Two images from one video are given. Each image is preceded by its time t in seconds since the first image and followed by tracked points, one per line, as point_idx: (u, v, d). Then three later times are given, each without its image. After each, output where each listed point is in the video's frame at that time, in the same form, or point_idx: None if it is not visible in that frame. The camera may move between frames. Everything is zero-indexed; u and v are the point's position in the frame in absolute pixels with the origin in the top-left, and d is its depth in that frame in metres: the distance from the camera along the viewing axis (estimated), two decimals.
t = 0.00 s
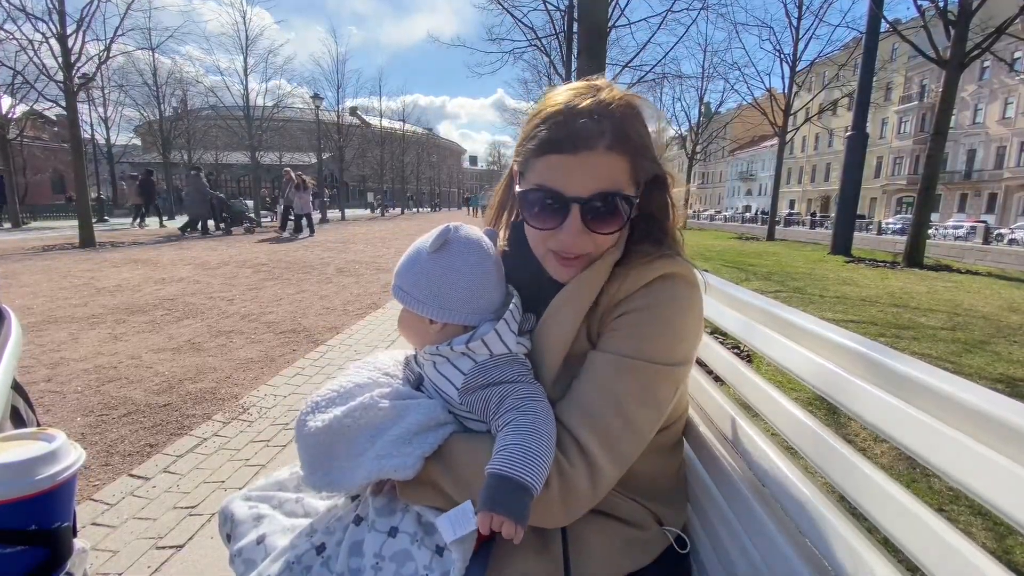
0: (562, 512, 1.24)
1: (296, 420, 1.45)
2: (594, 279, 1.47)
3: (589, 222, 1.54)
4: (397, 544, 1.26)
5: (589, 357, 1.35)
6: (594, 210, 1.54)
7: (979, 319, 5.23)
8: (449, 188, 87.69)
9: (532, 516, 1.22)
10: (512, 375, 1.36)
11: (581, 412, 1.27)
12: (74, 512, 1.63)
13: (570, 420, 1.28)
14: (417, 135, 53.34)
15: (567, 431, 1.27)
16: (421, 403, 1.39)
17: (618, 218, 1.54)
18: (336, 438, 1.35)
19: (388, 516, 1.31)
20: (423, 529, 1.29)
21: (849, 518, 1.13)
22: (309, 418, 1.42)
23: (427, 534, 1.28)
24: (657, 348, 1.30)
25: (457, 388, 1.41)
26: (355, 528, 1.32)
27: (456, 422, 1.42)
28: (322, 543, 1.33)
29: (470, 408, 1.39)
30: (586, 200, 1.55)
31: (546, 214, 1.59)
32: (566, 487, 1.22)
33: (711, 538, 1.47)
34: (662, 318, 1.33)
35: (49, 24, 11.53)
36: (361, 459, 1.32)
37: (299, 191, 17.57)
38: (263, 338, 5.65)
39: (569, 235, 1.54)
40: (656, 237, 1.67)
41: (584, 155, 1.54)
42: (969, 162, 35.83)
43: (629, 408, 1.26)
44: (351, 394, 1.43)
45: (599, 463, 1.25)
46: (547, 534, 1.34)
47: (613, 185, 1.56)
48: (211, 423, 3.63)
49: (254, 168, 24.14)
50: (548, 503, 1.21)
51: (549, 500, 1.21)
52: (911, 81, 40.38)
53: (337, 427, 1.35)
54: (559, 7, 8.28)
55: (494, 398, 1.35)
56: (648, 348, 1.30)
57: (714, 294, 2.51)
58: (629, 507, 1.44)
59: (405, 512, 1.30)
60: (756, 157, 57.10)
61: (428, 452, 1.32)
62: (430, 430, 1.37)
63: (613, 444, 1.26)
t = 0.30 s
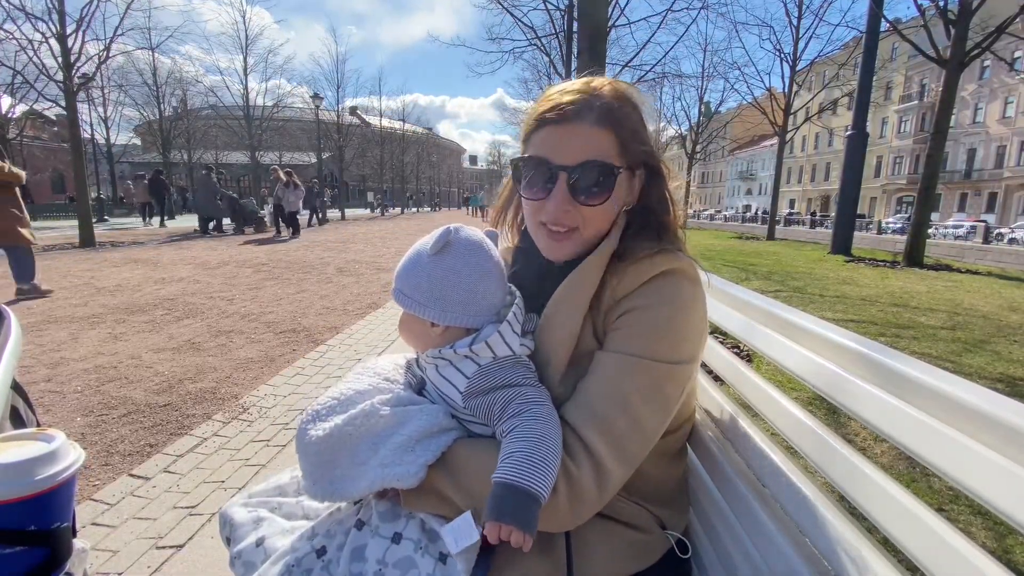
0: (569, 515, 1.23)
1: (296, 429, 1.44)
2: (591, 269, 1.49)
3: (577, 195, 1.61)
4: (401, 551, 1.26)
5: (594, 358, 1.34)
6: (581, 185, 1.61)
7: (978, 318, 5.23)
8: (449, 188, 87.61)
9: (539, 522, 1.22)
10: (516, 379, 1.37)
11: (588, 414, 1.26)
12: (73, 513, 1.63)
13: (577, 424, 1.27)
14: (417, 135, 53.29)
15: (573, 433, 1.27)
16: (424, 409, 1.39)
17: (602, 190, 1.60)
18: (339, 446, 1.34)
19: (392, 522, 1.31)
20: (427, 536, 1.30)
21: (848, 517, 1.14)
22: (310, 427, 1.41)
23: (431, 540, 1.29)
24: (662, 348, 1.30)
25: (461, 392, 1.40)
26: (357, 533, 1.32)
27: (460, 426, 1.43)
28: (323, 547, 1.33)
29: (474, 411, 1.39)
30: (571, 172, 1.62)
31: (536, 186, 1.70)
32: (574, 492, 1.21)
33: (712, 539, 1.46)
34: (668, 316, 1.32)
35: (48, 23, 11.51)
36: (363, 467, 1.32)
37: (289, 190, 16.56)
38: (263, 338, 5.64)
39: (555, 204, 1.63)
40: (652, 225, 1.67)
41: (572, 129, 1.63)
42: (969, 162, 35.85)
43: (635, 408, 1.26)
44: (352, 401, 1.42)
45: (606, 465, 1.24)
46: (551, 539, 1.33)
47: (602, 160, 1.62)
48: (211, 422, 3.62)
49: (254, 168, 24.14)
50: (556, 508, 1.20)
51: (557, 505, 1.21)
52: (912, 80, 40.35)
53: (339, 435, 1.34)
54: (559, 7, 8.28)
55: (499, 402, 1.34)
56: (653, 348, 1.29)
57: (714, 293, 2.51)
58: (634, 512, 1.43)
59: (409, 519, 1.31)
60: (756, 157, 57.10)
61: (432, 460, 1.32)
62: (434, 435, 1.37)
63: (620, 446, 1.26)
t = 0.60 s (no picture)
0: (583, 519, 1.23)
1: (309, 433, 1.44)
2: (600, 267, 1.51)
3: (576, 149, 1.74)
4: (413, 553, 1.27)
5: (606, 359, 1.35)
6: (581, 141, 1.74)
7: (976, 318, 5.26)
8: (449, 188, 87.63)
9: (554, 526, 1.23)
10: (529, 383, 1.37)
11: (600, 417, 1.27)
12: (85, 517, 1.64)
13: (591, 426, 1.27)
14: (416, 136, 53.39)
15: (587, 434, 1.27)
16: (437, 413, 1.39)
17: (595, 145, 1.72)
18: (353, 450, 1.35)
19: (405, 524, 1.32)
20: (440, 537, 1.31)
21: (852, 518, 1.14)
22: (323, 431, 1.41)
23: (443, 542, 1.31)
24: (671, 349, 1.30)
25: (473, 396, 1.40)
26: (369, 533, 1.33)
27: (473, 428, 1.42)
28: (335, 546, 1.34)
29: (486, 414, 1.39)
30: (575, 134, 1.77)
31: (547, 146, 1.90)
32: (589, 496, 1.22)
33: (720, 542, 1.47)
34: (676, 314, 1.33)
35: (46, 24, 11.50)
36: (379, 471, 1.32)
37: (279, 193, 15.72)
38: (264, 339, 5.64)
39: (553, 155, 1.79)
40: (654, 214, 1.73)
41: (585, 104, 1.82)
42: (966, 162, 35.95)
43: (646, 408, 1.27)
44: (364, 404, 1.41)
45: (619, 467, 1.25)
46: (561, 542, 1.33)
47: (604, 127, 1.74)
48: (214, 424, 3.63)
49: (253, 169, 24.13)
50: (572, 513, 1.20)
51: (572, 507, 1.21)
52: (909, 80, 40.43)
53: (352, 440, 1.35)
54: (558, 8, 8.30)
55: (512, 406, 1.34)
56: (663, 348, 1.30)
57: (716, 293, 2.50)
58: (643, 513, 1.44)
59: (422, 522, 1.31)
60: (755, 157, 57.19)
61: (447, 464, 1.32)
62: (448, 439, 1.37)
63: (632, 448, 1.27)
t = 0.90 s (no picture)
0: (576, 520, 1.23)
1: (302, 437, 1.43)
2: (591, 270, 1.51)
3: (563, 158, 1.74)
4: (404, 558, 1.27)
5: (596, 361, 1.35)
6: (568, 150, 1.73)
7: (971, 319, 5.28)
8: (446, 189, 87.70)
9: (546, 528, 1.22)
10: (522, 385, 1.37)
11: (591, 419, 1.27)
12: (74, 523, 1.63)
13: (579, 426, 1.28)
14: (413, 137, 53.40)
15: (579, 436, 1.27)
16: (430, 416, 1.38)
17: (583, 153, 1.71)
18: (345, 453, 1.34)
19: (396, 527, 1.32)
20: (431, 542, 1.31)
21: (839, 521, 1.15)
22: (316, 435, 1.41)
23: (435, 547, 1.30)
24: (662, 350, 1.30)
25: (466, 399, 1.40)
26: (360, 537, 1.32)
27: (466, 431, 1.41)
28: (327, 551, 1.34)
29: (479, 417, 1.39)
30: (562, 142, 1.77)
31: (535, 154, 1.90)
32: (581, 499, 1.22)
33: (712, 545, 1.47)
34: (665, 315, 1.33)
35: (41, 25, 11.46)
36: (372, 474, 1.32)
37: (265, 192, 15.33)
38: (259, 341, 5.62)
39: (541, 164, 1.78)
40: (640, 217, 1.75)
41: (570, 114, 1.81)
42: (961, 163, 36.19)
43: (636, 409, 1.27)
44: (357, 407, 1.41)
45: (612, 470, 1.25)
46: (551, 546, 1.33)
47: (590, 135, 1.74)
48: (208, 426, 3.62)
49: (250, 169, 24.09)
50: (563, 514, 1.20)
51: (564, 509, 1.20)
52: (905, 82, 40.68)
53: (344, 443, 1.34)
54: (555, 9, 8.31)
55: (504, 408, 1.34)
56: (653, 349, 1.30)
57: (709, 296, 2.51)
58: (633, 515, 1.45)
59: (413, 526, 1.31)
60: (752, 158, 57.43)
61: (440, 467, 1.32)
62: (440, 443, 1.36)
63: (624, 450, 1.27)
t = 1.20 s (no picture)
0: (561, 528, 1.24)
1: (290, 447, 1.45)
2: (574, 276, 1.51)
3: (555, 158, 1.75)
4: (392, 564, 1.28)
5: (579, 369, 1.35)
6: (559, 151, 1.74)
7: (961, 321, 5.34)
8: (441, 189, 87.62)
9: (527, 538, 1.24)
10: (504, 394, 1.37)
11: (573, 427, 1.28)
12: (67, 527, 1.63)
13: (562, 434, 1.29)
14: (409, 137, 53.34)
15: (561, 445, 1.28)
16: (414, 426, 1.39)
17: (574, 156, 1.72)
18: (330, 465, 1.35)
19: (384, 534, 1.33)
20: (418, 547, 1.32)
21: (821, 524, 1.17)
22: (304, 444, 1.42)
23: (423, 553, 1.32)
24: (643, 357, 1.30)
25: (450, 407, 1.40)
26: (348, 544, 1.33)
27: (452, 439, 1.42)
28: (314, 557, 1.34)
29: (463, 426, 1.39)
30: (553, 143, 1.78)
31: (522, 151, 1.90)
32: (563, 509, 1.23)
33: (698, 546, 1.48)
34: (646, 321, 1.33)
35: (32, 22, 11.34)
36: (356, 484, 1.32)
37: (245, 192, 14.76)
38: (253, 343, 5.59)
39: (531, 163, 1.78)
40: (624, 224, 1.77)
41: (563, 116, 1.82)
42: (953, 164, 36.55)
43: (618, 417, 1.27)
44: (342, 418, 1.42)
45: (594, 478, 1.26)
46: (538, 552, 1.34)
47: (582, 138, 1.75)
48: (201, 429, 3.60)
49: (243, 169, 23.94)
50: (545, 524, 1.21)
51: (548, 517, 1.21)
52: (897, 84, 41.03)
53: (331, 452, 1.35)
54: (550, 10, 8.33)
55: (486, 418, 1.35)
56: (633, 357, 1.31)
57: (699, 300, 2.54)
58: (620, 519, 1.46)
59: (401, 532, 1.33)
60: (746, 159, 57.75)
61: (425, 477, 1.33)
62: (424, 452, 1.37)
63: (607, 460, 1.27)
